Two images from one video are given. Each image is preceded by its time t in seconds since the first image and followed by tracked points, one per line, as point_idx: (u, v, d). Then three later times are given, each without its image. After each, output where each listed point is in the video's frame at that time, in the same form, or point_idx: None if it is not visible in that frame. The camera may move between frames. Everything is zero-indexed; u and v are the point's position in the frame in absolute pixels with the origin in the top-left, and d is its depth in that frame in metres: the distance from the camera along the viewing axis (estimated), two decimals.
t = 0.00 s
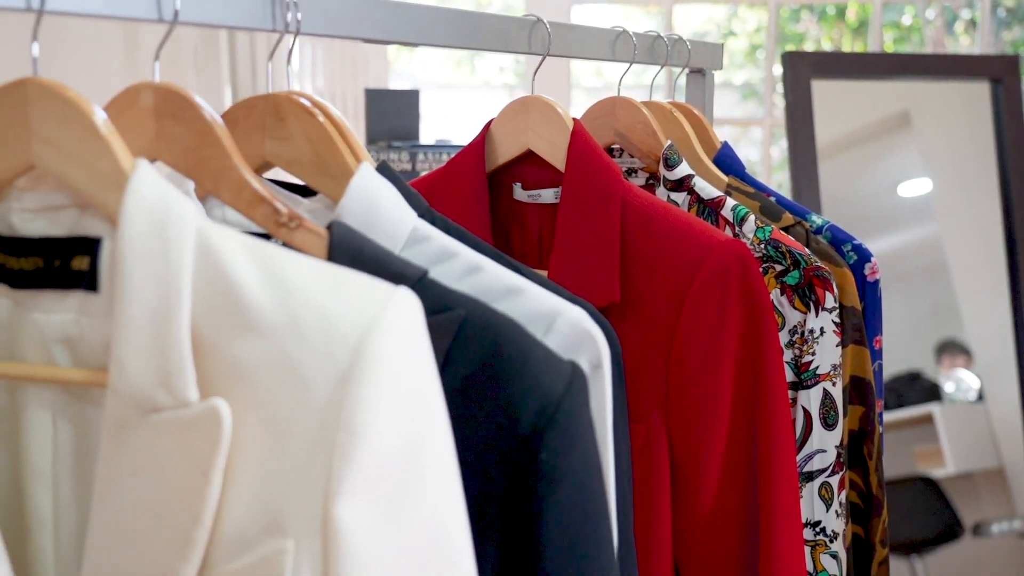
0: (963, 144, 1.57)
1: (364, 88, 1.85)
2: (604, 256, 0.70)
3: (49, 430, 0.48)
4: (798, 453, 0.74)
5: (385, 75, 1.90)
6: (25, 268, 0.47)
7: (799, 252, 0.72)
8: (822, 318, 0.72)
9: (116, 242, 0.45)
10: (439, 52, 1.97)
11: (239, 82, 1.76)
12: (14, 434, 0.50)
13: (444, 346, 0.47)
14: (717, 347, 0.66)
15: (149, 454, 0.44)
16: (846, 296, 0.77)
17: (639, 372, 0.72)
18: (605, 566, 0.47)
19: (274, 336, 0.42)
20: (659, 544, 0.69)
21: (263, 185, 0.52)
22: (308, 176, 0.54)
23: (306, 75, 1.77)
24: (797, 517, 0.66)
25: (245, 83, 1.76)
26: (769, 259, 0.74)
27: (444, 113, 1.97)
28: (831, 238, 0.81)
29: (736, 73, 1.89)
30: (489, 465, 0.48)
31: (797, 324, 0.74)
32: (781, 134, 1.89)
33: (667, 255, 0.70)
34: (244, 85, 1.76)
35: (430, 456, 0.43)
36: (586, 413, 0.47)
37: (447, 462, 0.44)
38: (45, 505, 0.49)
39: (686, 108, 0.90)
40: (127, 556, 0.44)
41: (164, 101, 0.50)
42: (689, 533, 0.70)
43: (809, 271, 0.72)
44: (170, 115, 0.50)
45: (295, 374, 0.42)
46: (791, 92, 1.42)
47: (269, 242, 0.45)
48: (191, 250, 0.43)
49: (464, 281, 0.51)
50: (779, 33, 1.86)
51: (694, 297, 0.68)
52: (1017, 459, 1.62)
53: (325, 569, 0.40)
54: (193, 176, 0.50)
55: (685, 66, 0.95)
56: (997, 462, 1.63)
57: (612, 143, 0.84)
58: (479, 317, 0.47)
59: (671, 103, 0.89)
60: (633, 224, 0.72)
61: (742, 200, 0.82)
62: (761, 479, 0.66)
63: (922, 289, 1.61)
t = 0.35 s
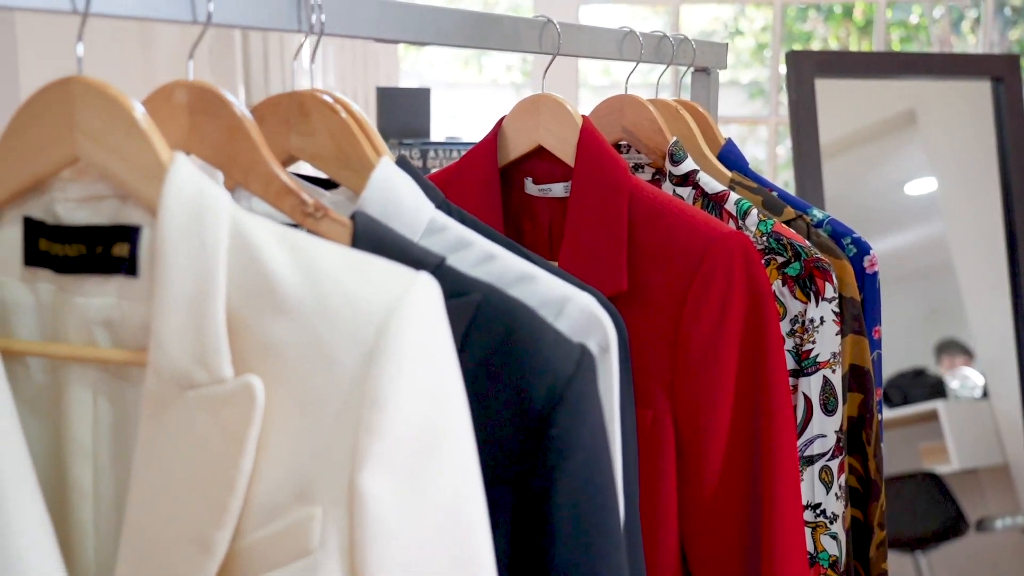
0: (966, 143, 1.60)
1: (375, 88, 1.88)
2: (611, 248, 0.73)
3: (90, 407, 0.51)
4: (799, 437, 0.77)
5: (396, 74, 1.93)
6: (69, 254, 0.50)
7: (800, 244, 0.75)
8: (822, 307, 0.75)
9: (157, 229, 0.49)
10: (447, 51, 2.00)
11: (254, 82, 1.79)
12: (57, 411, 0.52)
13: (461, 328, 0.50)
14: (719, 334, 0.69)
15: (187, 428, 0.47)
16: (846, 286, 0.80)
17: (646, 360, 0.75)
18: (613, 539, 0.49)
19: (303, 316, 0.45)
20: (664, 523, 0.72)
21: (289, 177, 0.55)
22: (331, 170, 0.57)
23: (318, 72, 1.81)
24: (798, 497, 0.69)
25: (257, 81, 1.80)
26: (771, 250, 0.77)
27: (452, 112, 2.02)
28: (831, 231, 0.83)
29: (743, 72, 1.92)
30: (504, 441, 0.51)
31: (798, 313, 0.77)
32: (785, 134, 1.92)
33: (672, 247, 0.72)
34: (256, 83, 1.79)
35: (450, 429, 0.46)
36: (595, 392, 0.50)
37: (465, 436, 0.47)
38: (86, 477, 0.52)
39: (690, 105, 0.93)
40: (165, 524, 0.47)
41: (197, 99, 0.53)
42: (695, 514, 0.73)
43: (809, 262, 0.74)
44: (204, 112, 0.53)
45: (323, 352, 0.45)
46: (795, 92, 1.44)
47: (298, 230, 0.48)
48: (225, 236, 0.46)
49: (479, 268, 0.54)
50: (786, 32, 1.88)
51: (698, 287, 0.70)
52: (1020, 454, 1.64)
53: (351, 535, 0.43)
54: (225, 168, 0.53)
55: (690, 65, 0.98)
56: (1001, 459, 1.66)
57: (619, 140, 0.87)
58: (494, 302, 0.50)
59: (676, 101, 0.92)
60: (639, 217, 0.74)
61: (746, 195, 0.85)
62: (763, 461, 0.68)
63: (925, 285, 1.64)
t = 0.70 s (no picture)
0: (967, 141, 1.63)
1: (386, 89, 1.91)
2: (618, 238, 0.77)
3: (132, 384, 0.55)
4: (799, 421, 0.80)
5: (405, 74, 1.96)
6: (113, 241, 0.54)
7: (798, 235, 0.78)
8: (820, 296, 0.78)
9: (194, 218, 0.52)
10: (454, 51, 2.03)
11: (267, 83, 1.83)
12: (98, 389, 0.56)
13: (478, 308, 0.54)
14: (721, 319, 0.73)
15: (222, 402, 0.50)
16: (843, 277, 0.83)
17: (651, 345, 0.78)
18: (618, 507, 0.53)
19: (332, 296, 0.49)
20: (670, 501, 0.75)
21: (315, 169, 0.58)
22: (353, 163, 0.61)
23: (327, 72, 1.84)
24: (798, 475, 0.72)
25: (270, 82, 1.83)
26: (771, 242, 0.80)
27: (459, 111, 2.05)
28: (830, 224, 0.87)
29: (749, 72, 1.95)
30: (517, 415, 0.55)
31: (797, 302, 0.80)
32: (789, 135, 1.95)
33: (675, 237, 0.76)
34: (268, 83, 1.83)
35: (469, 403, 0.49)
36: (603, 369, 0.53)
37: (482, 409, 0.50)
38: (126, 450, 0.56)
39: (695, 104, 0.96)
40: (201, 492, 0.51)
41: (229, 96, 0.56)
42: (700, 493, 0.76)
43: (808, 253, 0.78)
44: (236, 108, 0.56)
45: (350, 331, 0.48)
46: (798, 91, 1.48)
47: (326, 218, 0.51)
48: (260, 221, 0.49)
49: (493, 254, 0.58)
50: (791, 31, 1.91)
51: (701, 275, 0.74)
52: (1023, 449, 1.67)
53: (377, 501, 0.47)
54: (255, 161, 0.56)
55: (694, 65, 1.02)
56: (1005, 456, 1.68)
57: (625, 135, 0.90)
58: (509, 284, 0.53)
59: (682, 99, 0.95)
60: (644, 209, 0.78)
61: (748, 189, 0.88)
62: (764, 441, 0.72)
63: (928, 281, 1.68)
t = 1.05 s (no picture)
0: (969, 141, 1.66)
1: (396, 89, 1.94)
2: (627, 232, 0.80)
3: (169, 367, 0.58)
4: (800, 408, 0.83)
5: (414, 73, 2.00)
6: (153, 231, 0.58)
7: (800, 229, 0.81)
8: (821, 287, 0.81)
9: (229, 209, 0.56)
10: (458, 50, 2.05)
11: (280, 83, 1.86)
12: (138, 372, 0.60)
13: (496, 295, 0.57)
14: (726, 309, 0.76)
15: (256, 382, 0.53)
16: (844, 270, 0.86)
17: (659, 335, 0.81)
18: (628, 483, 0.56)
19: (360, 282, 0.52)
20: (677, 484, 0.78)
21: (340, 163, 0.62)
22: (376, 158, 0.64)
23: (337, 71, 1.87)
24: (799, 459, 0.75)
25: (283, 82, 1.86)
26: (774, 236, 0.83)
27: (468, 111, 2.09)
28: (831, 220, 0.90)
29: (755, 72, 1.98)
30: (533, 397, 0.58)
31: (799, 294, 0.83)
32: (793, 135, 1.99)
33: (682, 231, 0.79)
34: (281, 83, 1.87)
35: (488, 385, 0.52)
36: (614, 353, 0.56)
37: (500, 389, 0.53)
38: (164, 429, 0.59)
39: (702, 103, 1.00)
40: (237, 467, 0.54)
41: (261, 94, 0.60)
42: (705, 477, 0.79)
43: (809, 246, 0.81)
44: (267, 105, 0.60)
45: (379, 314, 0.52)
46: (803, 91, 1.50)
47: (354, 210, 0.55)
48: (292, 212, 0.53)
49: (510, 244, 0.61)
50: (796, 32, 1.94)
51: (707, 267, 0.77)
52: None
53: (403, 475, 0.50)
54: (285, 156, 0.59)
55: (700, 65, 1.05)
56: (1009, 454, 1.71)
57: (633, 133, 0.94)
58: (525, 272, 0.56)
59: (688, 99, 0.98)
60: (652, 204, 0.81)
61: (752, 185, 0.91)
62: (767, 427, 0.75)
63: (931, 278, 1.70)
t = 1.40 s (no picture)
0: (970, 141, 1.69)
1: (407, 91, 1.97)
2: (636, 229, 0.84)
3: (210, 355, 0.63)
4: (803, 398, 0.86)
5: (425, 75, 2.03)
6: (197, 228, 0.62)
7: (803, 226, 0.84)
8: (822, 282, 0.85)
9: (268, 206, 0.60)
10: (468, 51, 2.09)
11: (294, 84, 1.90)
12: (182, 360, 0.64)
13: (517, 286, 0.60)
14: (731, 303, 0.79)
15: (293, 368, 0.57)
16: (845, 265, 0.89)
17: (668, 327, 0.85)
18: (639, 464, 0.59)
19: (390, 273, 0.56)
20: (684, 470, 0.82)
21: (369, 164, 0.65)
22: (402, 159, 0.68)
23: (350, 72, 1.91)
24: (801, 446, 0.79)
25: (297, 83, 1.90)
26: (778, 233, 0.86)
27: (482, 112, 2.12)
28: (833, 217, 0.93)
29: (760, 73, 2.01)
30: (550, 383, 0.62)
31: (801, 288, 0.87)
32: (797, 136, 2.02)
33: (689, 228, 0.83)
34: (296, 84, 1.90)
35: (510, 371, 0.56)
36: (627, 342, 0.60)
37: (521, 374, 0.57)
38: (206, 414, 0.63)
39: (709, 105, 1.03)
40: (275, 448, 0.58)
41: (294, 98, 0.64)
42: (711, 464, 0.82)
43: (812, 243, 0.84)
44: (301, 109, 0.64)
45: (408, 303, 0.55)
46: (806, 91, 1.54)
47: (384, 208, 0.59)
48: (326, 209, 0.56)
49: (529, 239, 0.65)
50: (801, 32, 1.97)
51: (713, 262, 0.81)
52: None
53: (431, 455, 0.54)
54: (318, 157, 0.63)
55: (707, 69, 1.08)
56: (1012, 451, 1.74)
57: (642, 134, 0.97)
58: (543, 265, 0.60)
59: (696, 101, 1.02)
60: (661, 202, 0.85)
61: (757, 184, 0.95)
62: (770, 414, 0.78)
63: (935, 277, 1.73)
